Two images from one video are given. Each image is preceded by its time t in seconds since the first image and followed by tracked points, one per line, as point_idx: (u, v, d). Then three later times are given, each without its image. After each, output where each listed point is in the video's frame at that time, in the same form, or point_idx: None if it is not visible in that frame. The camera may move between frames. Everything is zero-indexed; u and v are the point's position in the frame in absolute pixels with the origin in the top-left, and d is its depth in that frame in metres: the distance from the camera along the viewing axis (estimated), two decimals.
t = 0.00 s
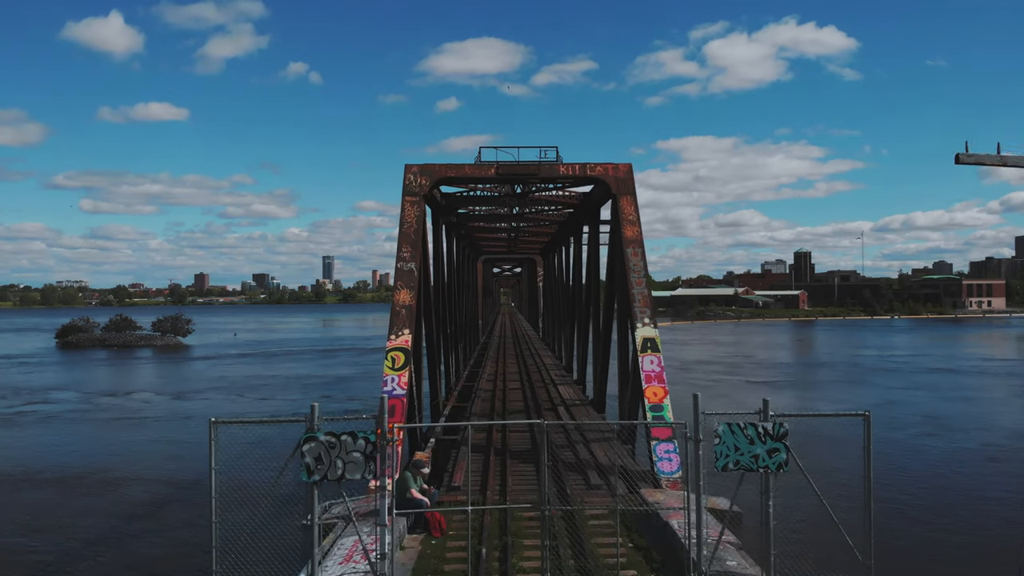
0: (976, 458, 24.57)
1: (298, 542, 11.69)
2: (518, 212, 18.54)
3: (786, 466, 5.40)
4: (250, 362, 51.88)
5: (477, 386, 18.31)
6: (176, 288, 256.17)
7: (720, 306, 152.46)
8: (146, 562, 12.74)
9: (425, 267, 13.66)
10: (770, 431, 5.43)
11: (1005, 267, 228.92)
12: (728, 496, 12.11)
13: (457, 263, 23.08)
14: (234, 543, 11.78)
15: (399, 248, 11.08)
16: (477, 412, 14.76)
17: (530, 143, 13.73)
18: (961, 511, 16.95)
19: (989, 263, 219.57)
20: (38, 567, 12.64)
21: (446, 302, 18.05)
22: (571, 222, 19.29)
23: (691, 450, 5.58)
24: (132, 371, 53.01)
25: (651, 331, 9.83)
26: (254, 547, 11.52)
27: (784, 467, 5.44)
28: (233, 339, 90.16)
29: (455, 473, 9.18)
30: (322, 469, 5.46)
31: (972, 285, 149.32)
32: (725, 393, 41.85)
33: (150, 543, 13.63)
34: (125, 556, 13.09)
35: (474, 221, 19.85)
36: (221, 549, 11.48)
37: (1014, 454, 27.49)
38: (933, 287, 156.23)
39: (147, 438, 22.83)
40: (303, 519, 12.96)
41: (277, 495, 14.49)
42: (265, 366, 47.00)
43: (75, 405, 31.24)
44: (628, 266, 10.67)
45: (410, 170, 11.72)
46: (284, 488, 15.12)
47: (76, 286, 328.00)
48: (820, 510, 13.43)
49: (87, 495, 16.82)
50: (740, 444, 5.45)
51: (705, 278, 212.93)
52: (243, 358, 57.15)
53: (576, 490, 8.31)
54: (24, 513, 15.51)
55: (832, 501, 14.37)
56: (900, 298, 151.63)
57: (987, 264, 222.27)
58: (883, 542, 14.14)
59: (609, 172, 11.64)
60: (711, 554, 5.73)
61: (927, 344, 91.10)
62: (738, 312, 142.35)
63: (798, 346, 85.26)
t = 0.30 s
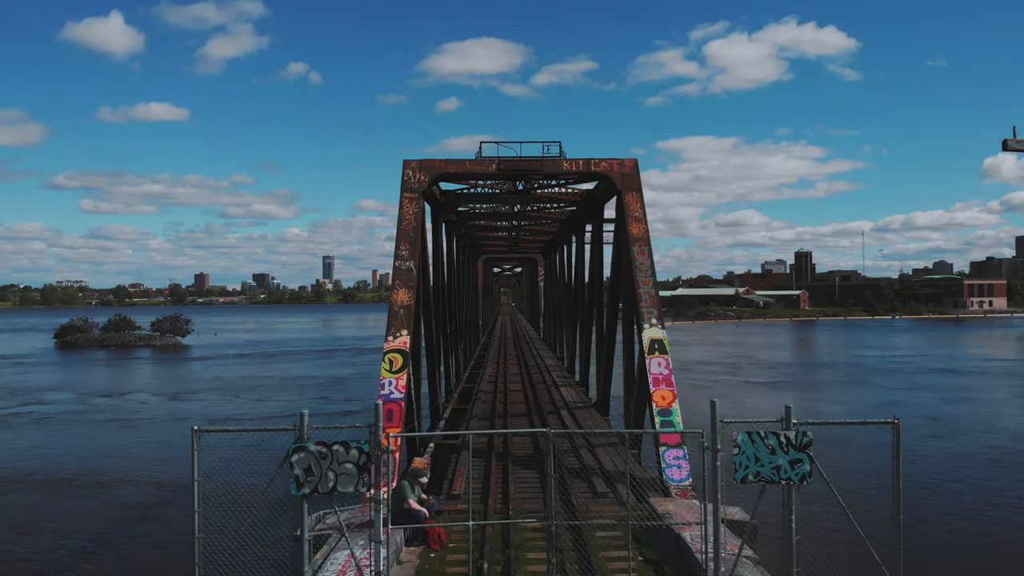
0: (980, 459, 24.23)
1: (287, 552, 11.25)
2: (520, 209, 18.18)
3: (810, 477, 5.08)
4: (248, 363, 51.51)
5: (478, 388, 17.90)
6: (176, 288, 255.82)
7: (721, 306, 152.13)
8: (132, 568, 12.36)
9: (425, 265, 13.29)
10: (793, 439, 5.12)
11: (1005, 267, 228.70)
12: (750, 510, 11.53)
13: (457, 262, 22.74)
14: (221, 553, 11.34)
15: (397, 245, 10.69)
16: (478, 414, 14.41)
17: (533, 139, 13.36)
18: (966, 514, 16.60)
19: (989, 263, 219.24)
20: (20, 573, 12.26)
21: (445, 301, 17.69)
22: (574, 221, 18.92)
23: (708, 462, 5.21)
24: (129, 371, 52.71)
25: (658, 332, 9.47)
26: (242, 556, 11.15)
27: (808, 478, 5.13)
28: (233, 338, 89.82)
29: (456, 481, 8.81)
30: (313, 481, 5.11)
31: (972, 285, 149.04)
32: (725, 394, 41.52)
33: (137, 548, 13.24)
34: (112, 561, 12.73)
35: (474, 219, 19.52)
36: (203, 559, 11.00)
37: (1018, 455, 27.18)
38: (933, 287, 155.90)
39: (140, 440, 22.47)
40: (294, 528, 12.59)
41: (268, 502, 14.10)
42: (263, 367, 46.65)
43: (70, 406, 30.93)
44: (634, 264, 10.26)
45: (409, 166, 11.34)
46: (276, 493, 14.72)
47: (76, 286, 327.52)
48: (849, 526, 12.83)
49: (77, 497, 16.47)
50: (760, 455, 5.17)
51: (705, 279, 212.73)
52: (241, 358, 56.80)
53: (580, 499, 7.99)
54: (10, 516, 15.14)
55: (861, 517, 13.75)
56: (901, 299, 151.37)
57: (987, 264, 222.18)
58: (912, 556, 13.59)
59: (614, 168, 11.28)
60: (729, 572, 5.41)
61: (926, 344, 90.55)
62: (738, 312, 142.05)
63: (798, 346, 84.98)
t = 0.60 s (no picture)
0: (985, 461, 23.84)
1: (277, 563, 10.85)
2: (521, 207, 17.84)
3: (837, 491, 4.94)
4: (245, 362, 51.15)
5: (479, 390, 17.52)
6: (176, 287, 255.43)
7: (721, 305, 151.67)
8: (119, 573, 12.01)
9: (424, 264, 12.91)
10: (818, 451, 4.99)
11: (1006, 267, 228.20)
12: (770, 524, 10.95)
13: (457, 261, 22.38)
14: (208, 562, 10.93)
15: (394, 242, 10.29)
16: (479, 417, 14.03)
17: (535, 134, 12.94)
18: (974, 515, 16.23)
19: (990, 263, 218.68)
20: None
21: (445, 301, 17.36)
22: (576, 219, 18.54)
23: (729, 474, 4.85)
24: (126, 371, 52.43)
25: (667, 334, 9.07)
26: (228, 565, 10.75)
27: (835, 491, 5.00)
28: (232, 339, 89.41)
29: (456, 489, 8.43)
30: (300, 494, 4.93)
31: (973, 285, 148.52)
32: (727, 395, 41.14)
33: (125, 552, 12.90)
34: (99, 566, 12.39)
35: (474, 218, 19.16)
36: (186, 568, 10.58)
37: None
38: (934, 287, 155.36)
39: (132, 442, 22.12)
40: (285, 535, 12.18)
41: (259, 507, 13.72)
42: (260, 367, 46.27)
43: (63, 407, 30.59)
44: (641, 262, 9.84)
45: (408, 161, 10.93)
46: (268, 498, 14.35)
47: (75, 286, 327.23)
48: (883, 549, 11.91)
49: (66, 501, 16.12)
50: (784, 468, 5.08)
51: (705, 279, 212.30)
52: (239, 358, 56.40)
53: (586, 508, 7.65)
54: None
55: (892, 539, 12.82)
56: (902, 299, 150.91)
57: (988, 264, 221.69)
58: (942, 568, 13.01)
59: (620, 163, 10.86)
60: None
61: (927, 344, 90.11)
62: (738, 311, 141.62)
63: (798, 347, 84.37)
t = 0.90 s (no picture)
0: (990, 463, 23.46)
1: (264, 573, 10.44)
2: (521, 205, 17.49)
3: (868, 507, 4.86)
4: (243, 362, 50.81)
5: (479, 392, 17.14)
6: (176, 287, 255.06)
7: (722, 305, 151.26)
8: None
9: (422, 262, 12.51)
10: (847, 465, 4.93)
11: (1007, 267, 227.76)
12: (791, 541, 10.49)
13: (456, 261, 22.04)
14: (199, 569, 10.58)
15: (391, 240, 9.88)
16: (479, 421, 13.64)
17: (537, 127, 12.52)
18: (979, 515, 15.84)
19: (991, 263, 218.14)
20: None
21: (445, 301, 17.02)
22: (578, 217, 18.16)
23: (751, 489, 4.51)
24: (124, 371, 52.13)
25: (676, 336, 8.69)
26: None
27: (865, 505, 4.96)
28: (230, 339, 89.03)
29: (455, 499, 8.08)
30: (285, 510, 4.89)
31: (973, 284, 148.01)
32: (729, 396, 40.77)
33: (113, 558, 12.54)
34: (86, 572, 12.05)
35: (474, 216, 18.80)
36: None
37: None
38: (936, 287, 154.79)
39: (125, 444, 21.77)
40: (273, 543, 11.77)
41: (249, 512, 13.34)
42: (258, 367, 45.92)
43: (57, 409, 30.26)
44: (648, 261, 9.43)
45: (405, 156, 10.52)
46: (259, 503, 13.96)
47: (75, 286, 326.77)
48: (915, 569, 11.35)
49: (55, 504, 15.81)
50: (811, 482, 4.98)
51: (706, 279, 211.96)
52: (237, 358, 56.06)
53: (593, 519, 7.30)
54: None
55: (927, 558, 12.28)
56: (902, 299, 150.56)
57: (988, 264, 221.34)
58: None
59: (626, 158, 10.45)
60: None
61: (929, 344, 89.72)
62: (739, 311, 141.19)
63: (799, 347, 83.98)
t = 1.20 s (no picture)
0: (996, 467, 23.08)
1: None
2: (524, 203, 17.12)
3: (906, 525, 4.93)
4: (241, 363, 50.38)
5: (479, 394, 16.78)
6: (176, 288, 254.51)
7: (723, 306, 150.79)
8: None
9: (422, 260, 12.09)
10: (885, 481, 4.95)
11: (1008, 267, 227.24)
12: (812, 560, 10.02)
13: (457, 261, 21.66)
14: None
15: (388, 238, 9.45)
16: (481, 424, 13.23)
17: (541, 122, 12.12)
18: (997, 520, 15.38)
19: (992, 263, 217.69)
20: None
21: (445, 301, 16.67)
22: (581, 215, 17.77)
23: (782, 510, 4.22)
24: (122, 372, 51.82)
25: (685, 338, 8.31)
26: None
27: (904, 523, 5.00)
28: (230, 340, 88.55)
29: (455, 509, 7.70)
30: (269, 528, 4.80)
31: (975, 284, 147.53)
32: (730, 398, 40.39)
33: (101, 564, 12.20)
34: None
35: (475, 215, 18.41)
36: None
37: None
38: (937, 287, 154.26)
39: (119, 448, 21.43)
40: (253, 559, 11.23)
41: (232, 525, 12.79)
42: (255, 368, 45.51)
43: (51, 409, 29.93)
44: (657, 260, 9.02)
45: (403, 151, 10.13)
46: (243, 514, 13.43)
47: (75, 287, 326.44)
48: None
49: (44, 508, 15.48)
50: (845, 499, 5.00)
51: (707, 279, 211.37)
52: (235, 359, 55.64)
53: (600, 531, 6.94)
54: None
55: None
56: (903, 300, 150.11)
57: (989, 264, 220.88)
58: None
59: (632, 154, 10.07)
60: None
61: (931, 345, 89.23)
62: (739, 312, 140.77)
63: (801, 347, 83.54)
